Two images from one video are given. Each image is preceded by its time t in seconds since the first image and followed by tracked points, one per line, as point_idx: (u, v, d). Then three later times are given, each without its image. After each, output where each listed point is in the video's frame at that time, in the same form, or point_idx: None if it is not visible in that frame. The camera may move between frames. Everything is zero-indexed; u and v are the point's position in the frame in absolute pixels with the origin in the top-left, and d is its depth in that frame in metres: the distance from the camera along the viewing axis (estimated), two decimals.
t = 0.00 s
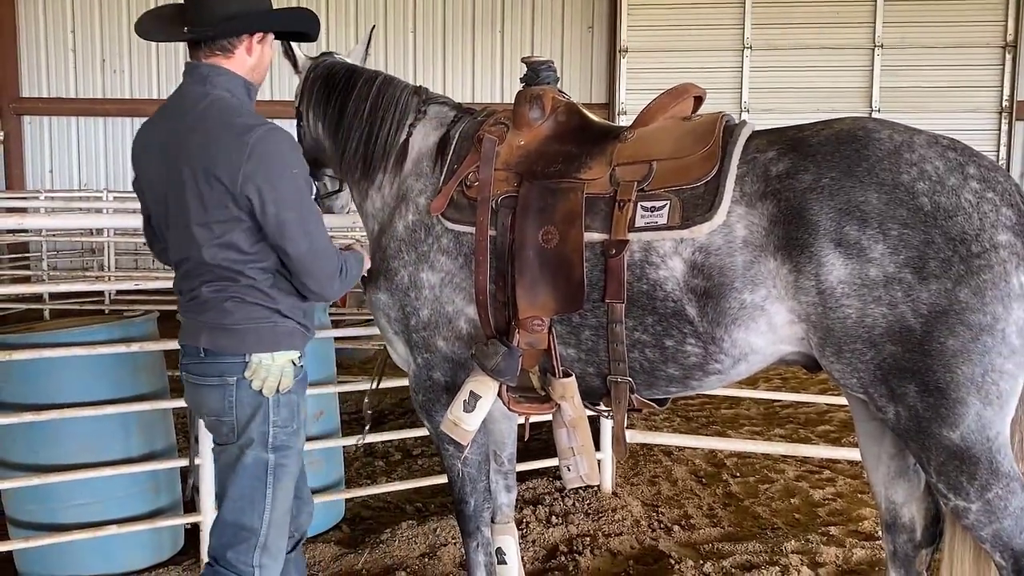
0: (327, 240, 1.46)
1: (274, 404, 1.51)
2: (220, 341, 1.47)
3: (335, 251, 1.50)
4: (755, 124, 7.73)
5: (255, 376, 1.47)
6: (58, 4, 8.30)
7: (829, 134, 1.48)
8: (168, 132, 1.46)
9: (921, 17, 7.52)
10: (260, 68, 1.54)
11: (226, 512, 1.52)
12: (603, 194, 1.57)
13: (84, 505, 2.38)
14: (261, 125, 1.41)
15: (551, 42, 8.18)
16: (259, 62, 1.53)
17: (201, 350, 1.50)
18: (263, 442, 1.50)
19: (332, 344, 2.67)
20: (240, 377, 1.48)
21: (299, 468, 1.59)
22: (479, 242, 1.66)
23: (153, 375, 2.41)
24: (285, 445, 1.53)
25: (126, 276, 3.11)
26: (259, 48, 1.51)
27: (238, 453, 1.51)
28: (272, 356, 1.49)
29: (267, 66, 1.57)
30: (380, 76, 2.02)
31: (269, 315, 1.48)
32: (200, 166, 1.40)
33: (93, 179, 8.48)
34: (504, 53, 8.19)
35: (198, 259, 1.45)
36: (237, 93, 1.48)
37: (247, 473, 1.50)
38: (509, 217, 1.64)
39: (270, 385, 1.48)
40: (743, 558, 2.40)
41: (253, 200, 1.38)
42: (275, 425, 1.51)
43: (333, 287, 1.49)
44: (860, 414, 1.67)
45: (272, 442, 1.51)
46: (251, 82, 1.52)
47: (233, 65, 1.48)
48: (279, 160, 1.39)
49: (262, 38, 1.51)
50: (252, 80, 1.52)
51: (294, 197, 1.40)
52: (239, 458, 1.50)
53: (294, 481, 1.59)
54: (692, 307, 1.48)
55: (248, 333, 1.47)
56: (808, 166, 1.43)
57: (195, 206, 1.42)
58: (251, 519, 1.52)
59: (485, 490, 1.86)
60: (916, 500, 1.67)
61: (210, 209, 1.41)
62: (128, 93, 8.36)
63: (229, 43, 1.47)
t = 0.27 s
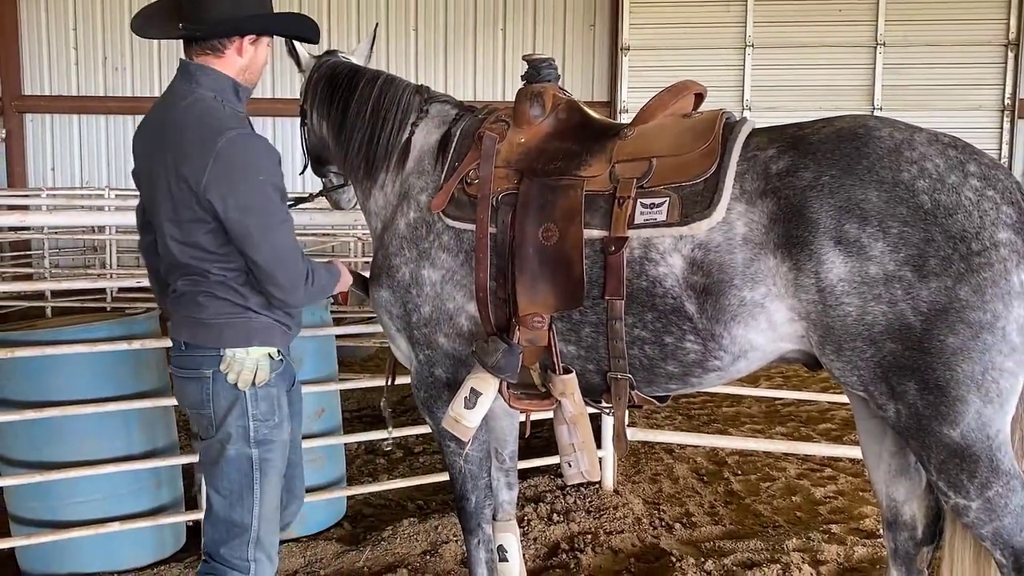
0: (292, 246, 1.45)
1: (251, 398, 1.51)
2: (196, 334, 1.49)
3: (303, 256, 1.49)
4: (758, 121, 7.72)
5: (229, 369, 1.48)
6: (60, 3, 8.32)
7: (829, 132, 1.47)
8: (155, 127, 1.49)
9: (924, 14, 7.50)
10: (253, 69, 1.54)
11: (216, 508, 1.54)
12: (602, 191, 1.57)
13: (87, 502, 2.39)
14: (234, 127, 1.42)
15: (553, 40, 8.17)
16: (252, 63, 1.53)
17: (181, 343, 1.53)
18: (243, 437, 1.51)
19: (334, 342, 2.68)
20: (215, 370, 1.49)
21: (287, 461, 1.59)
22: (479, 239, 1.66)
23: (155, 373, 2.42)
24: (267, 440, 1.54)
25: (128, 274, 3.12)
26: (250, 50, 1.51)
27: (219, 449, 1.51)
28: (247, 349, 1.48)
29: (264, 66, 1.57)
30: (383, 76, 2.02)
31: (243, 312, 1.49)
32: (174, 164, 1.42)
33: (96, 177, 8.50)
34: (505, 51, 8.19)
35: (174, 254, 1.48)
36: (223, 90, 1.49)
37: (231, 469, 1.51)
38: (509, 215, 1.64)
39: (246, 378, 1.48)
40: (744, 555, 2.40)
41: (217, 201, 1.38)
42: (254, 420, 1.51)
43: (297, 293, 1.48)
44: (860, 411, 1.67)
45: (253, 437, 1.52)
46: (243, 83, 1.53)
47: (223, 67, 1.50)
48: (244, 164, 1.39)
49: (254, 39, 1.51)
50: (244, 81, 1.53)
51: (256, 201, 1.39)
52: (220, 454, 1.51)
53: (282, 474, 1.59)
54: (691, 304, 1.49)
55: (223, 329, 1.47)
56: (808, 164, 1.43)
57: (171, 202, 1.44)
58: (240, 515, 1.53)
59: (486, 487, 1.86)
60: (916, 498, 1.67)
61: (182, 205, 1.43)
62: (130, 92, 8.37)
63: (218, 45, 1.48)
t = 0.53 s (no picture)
0: (258, 242, 1.45)
1: (224, 392, 1.53)
2: (172, 326, 1.53)
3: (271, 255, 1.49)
4: (761, 120, 7.71)
5: (201, 363, 1.51)
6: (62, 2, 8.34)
7: (831, 129, 1.47)
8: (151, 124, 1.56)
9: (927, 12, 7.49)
10: (246, 80, 1.58)
11: (206, 504, 1.57)
12: (604, 188, 1.57)
13: (87, 499, 2.40)
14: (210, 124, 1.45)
15: (555, 38, 8.17)
16: (245, 75, 1.57)
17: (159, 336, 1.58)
18: (220, 431, 1.54)
19: (337, 339, 2.68)
20: (189, 363, 1.54)
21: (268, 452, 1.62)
22: (481, 236, 1.66)
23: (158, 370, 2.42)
24: (246, 432, 1.56)
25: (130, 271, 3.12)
26: (242, 62, 1.55)
27: (197, 444, 1.54)
28: (217, 344, 1.52)
29: (259, 78, 1.61)
30: (385, 72, 2.02)
31: (217, 307, 1.52)
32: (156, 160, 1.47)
33: (99, 176, 8.51)
34: (508, 50, 8.19)
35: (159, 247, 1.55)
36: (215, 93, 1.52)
37: (213, 464, 1.54)
38: (512, 212, 1.64)
39: (217, 371, 1.51)
40: (746, 553, 2.40)
41: (184, 197, 1.42)
42: (229, 413, 1.54)
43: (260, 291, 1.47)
44: (863, 408, 1.67)
45: (231, 430, 1.54)
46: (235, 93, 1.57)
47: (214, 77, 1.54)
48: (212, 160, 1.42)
49: (245, 51, 1.55)
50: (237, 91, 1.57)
51: (221, 197, 1.41)
52: (199, 448, 1.54)
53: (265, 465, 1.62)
54: (693, 300, 1.49)
55: (196, 323, 1.51)
56: (810, 160, 1.43)
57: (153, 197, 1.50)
58: (229, 508, 1.56)
59: (489, 484, 1.86)
60: (919, 495, 1.67)
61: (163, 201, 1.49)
62: (133, 90, 8.39)
63: (209, 55, 1.52)
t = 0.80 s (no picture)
0: (212, 227, 1.47)
1: (197, 377, 1.60)
2: (149, 315, 1.62)
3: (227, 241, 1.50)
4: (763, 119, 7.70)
5: (174, 350, 1.58)
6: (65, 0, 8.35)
7: (834, 127, 1.47)
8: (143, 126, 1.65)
9: (928, 11, 7.48)
10: (227, 85, 1.61)
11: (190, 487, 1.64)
12: (608, 187, 1.57)
13: (89, 498, 2.40)
14: (178, 117, 1.51)
15: (557, 37, 8.17)
16: (224, 80, 1.61)
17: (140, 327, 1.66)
18: (196, 415, 1.61)
19: (339, 339, 2.68)
20: (163, 351, 1.61)
21: (246, 436, 1.68)
22: (484, 235, 1.66)
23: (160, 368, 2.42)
24: (221, 416, 1.63)
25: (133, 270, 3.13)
26: (219, 66, 1.59)
27: (177, 427, 1.61)
28: (189, 332, 1.59)
29: (242, 84, 1.64)
30: (387, 69, 2.02)
31: (189, 297, 1.60)
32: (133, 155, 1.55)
33: (100, 175, 8.52)
34: (509, 48, 8.20)
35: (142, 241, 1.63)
36: (195, 92, 1.57)
37: (191, 446, 1.61)
38: (515, 210, 1.64)
39: (188, 358, 1.58)
40: (749, 551, 2.40)
41: (148, 186, 1.49)
42: (203, 397, 1.60)
43: (213, 274, 1.48)
44: (866, 406, 1.67)
45: (206, 414, 1.61)
46: (216, 97, 1.61)
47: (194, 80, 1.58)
48: (172, 150, 1.48)
49: (222, 57, 1.59)
50: (217, 96, 1.61)
51: (177, 184, 1.46)
52: (179, 431, 1.61)
53: (245, 448, 1.68)
54: (696, 299, 1.49)
55: (169, 313, 1.59)
56: (812, 158, 1.43)
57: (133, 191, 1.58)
58: (209, 489, 1.62)
59: (491, 482, 1.87)
60: (921, 493, 1.67)
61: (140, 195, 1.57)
62: (134, 89, 8.39)
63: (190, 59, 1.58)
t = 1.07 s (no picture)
0: (179, 223, 1.52)
1: (184, 371, 1.63)
2: (142, 308, 1.65)
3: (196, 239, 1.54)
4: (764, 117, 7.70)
5: (162, 343, 1.61)
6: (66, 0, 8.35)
7: (837, 126, 1.47)
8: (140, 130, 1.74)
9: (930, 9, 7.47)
10: (204, 79, 1.66)
11: (174, 477, 1.68)
12: (610, 186, 1.57)
13: (92, 497, 2.40)
14: (162, 118, 1.59)
15: (558, 36, 8.17)
16: (200, 74, 1.66)
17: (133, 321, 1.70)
18: (181, 407, 1.64)
19: (341, 338, 2.68)
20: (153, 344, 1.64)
21: (233, 430, 1.70)
22: (487, 234, 1.66)
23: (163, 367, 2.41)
24: (206, 409, 1.65)
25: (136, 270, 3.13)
26: (191, 63, 1.64)
27: (164, 417, 1.65)
28: (177, 326, 1.61)
29: (221, 75, 1.68)
30: (389, 69, 2.02)
31: (178, 291, 1.62)
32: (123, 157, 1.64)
33: (102, 174, 8.52)
34: (511, 47, 8.19)
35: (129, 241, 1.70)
36: (179, 94, 1.64)
37: (177, 438, 1.65)
38: (517, 210, 1.64)
39: (175, 352, 1.60)
40: (751, 550, 2.41)
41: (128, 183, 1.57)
42: (188, 391, 1.63)
43: (178, 269, 1.52)
44: (869, 406, 1.67)
45: (190, 407, 1.64)
46: (197, 93, 1.66)
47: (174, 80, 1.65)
48: (150, 150, 1.55)
49: (192, 53, 1.64)
50: (197, 91, 1.66)
51: (151, 182, 1.53)
52: (166, 422, 1.65)
53: (231, 441, 1.70)
54: (700, 299, 1.49)
55: (160, 306, 1.62)
56: (815, 157, 1.43)
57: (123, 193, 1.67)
58: (192, 480, 1.66)
59: (494, 481, 1.87)
60: (924, 491, 1.67)
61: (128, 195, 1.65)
62: (136, 88, 8.39)
63: (165, 61, 1.65)
